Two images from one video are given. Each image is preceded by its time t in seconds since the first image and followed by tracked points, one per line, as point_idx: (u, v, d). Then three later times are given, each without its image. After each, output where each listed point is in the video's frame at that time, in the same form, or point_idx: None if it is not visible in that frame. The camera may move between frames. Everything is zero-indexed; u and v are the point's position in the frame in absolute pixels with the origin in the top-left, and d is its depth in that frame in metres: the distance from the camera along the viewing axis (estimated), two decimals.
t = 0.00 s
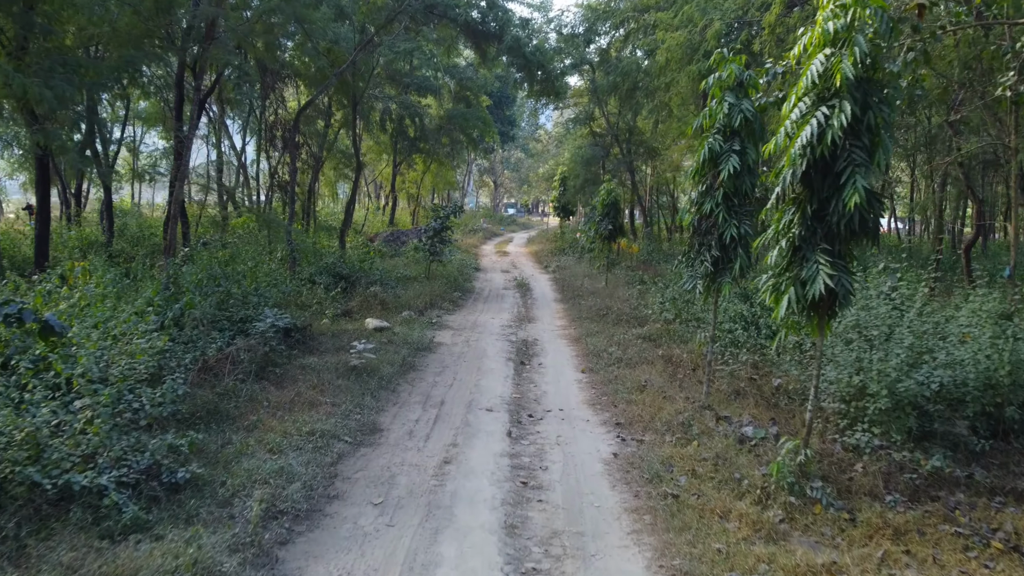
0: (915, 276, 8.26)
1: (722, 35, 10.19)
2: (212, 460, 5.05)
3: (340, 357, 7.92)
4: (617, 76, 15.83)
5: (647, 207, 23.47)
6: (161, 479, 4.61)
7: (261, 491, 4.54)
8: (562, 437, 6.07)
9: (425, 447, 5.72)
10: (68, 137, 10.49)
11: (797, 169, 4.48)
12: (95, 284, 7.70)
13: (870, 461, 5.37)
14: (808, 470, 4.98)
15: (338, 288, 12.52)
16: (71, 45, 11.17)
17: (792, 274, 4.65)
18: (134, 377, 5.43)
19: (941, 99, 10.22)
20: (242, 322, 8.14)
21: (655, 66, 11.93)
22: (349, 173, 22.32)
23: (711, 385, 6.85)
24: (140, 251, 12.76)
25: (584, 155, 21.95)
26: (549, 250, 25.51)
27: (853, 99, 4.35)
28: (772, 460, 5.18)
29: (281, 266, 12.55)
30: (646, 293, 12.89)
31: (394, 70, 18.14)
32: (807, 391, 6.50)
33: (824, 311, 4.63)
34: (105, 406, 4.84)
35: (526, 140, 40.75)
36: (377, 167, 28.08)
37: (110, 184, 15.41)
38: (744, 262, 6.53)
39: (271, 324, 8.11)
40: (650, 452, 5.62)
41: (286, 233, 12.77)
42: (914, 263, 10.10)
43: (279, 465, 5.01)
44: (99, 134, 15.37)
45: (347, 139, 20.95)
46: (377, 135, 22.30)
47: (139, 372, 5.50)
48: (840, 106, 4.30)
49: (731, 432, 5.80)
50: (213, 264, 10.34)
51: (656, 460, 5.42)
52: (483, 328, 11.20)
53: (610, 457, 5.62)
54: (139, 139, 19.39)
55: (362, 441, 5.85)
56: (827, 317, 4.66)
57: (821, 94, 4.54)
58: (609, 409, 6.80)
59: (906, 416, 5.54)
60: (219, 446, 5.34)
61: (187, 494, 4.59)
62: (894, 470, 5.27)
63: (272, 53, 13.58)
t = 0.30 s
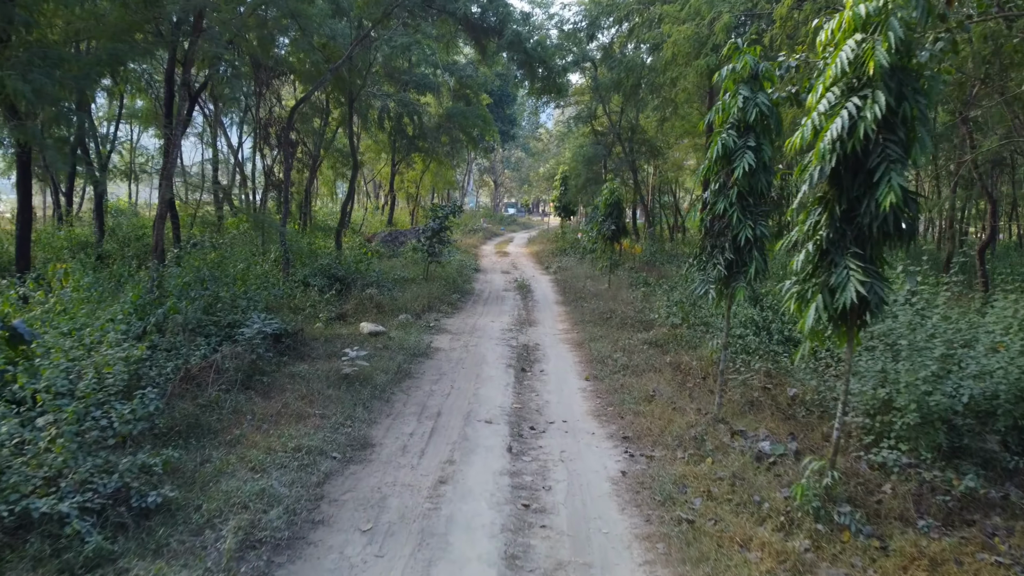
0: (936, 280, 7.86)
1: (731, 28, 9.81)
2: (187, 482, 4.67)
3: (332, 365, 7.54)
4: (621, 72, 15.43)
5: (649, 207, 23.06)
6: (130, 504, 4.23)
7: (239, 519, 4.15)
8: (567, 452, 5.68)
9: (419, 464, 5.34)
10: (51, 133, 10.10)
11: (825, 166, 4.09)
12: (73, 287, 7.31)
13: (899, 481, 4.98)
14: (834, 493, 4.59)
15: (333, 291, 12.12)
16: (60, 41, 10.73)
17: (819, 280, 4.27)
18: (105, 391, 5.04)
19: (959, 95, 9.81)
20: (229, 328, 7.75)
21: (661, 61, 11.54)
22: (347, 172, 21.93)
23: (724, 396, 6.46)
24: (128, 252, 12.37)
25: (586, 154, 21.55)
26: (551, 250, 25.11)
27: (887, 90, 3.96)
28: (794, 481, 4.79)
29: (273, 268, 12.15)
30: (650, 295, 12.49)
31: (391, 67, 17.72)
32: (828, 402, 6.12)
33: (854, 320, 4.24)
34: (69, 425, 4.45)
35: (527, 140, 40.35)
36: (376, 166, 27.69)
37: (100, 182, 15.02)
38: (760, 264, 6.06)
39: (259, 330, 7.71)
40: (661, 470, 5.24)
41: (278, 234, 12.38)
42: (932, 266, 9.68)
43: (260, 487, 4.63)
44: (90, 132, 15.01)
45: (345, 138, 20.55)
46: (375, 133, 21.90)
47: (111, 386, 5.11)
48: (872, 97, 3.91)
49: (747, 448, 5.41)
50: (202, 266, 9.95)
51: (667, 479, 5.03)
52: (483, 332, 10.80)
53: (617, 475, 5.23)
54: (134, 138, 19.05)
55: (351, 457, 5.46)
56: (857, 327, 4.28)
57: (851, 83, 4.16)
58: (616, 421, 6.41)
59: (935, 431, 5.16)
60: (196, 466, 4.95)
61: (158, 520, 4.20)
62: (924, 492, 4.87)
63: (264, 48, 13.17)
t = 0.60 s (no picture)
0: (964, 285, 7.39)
1: (742, 20, 9.37)
2: (155, 514, 4.22)
3: (321, 375, 7.10)
4: (625, 68, 14.96)
5: (653, 207, 22.60)
6: (88, 539, 3.78)
7: (208, 557, 3.71)
8: (573, 473, 5.23)
9: (412, 488, 4.89)
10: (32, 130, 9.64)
11: (866, 163, 3.64)
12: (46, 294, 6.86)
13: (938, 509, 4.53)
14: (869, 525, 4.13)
15: (327, 294, 11.67)
16: (44, 36, 10.25)
17: (858, 289, 3.83)
18: (65, 411, 4.59)
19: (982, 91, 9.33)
20: (212, 336, 7.30)
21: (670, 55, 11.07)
22: (344, 171, 21.48)
23: (739, 412, 6.02)
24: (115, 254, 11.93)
25: (588, 153, 21.10)
26: (552, 250, 24.65)
27: (937, 75, 3.51)
28: (825, 510, 4.34)
29: (264, 271, 11.71)
30: (656, 298, 12.02)
31: (389, 63, 17.28)
32: (853, 418, 5.75)
33: (896, 335, 3.80)
34: (20, 450, 4.00)
35: (528, 139, 39.92)
36: (374, 166, 27.25)
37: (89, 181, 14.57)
38: (781, 270, 5.60)
39: (243, 337, 7.26)
40: (676, 496, 4.79)
41: (270, 234, 11.94)
42: (953, 270, 9.22)
43: (236, 517, 4.18)
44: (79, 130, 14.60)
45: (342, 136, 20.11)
46: (373, 131, 21.46)
47: (72, 405, 4.66)
48: (921, 84, 3.47)
49: (770, 472, 4.96)
50: (188, 269, 9.50)
51: (684, 507, 4.58)
52: (483, 337, 10.35)
53: (629, 501, 4.78)
54: (127, 137, 18.64)
55: (338, 480, 5.01)
56: (899, 341, 3.84)
57: (894, 70, 3.73)
58: (625, 437, 5.96)
59: (975, 452, 4.68)
60: (166, 493, 4.50)
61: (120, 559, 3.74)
62: (967, 521, 4.40)
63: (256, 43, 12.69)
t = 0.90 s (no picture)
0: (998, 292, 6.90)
1: (756, 8, 8.85)
2: (112, 554, 3.73)
3: (309, 387, 6.62)
4: (630, 63, 14.48)
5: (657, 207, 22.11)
6: None
7: None
8: (581, 500, 4.75)
9: (403, 519, 4.42)
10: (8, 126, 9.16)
11: (922, 157, 3.16)
12: (14, 302, 6.38)
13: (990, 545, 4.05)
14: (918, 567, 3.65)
15: (320, 298, 11.20)
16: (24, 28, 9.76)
17: (910, 301, 3.35)
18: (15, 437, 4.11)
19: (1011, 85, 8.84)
20: (194, 346, 6.83)
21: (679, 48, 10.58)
22: (340, 170, 20.99)
23: (761, 431, 5.55)
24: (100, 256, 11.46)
25: (591, 152, 20.61)
26: (554, 251, 24.17)
27: (1006, 56, 3.03)
28: (866, 549, 3.87)
29: (255, 274, 11.23)
30: (664, 302, 11.54)
31: (386, 59, 16.76)
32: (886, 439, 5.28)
33: (954, 353, 3.33)
34: None
35: (528, 139, 39.42)
36: (372, 165, 26.76)
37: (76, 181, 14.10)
38: (808, 276, 5.13)
39: (227, 345, 6.79)
40: (697, 528, 4.31)
41: (261, 236, 11.45)
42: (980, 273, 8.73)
43: (204, 557, 3.70)
44: (66, 128, 14.13)
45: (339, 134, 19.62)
46: (371, 130, 20.98)
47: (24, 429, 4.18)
48: (989, 66, 2.99)
49: (800, 501, 4.49)
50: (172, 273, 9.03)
51: (707, 543, 4.11)
52: (483, 344, 9.88)
53: (644, 534, 4.30)
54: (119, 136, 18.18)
55: (322, 510, 4.53)
56: (957, 361, 3.37)
57: (954, 52, 3.25)
58: (637, 458, 5.48)
59: None
60: (129, 528, 4.03)
61: None
62: None
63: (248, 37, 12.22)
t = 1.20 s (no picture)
0: None
1: None
2: None
3: (291, 404, 6.06)
4: (636, 57, 13.88)
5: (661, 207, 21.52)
6: None
7: None
8: (593, 540, 4.19)
9: (390, 566, 3.86)
10: None
11: (1014, 148, 2.59)
12: None
13: None
14: None
15: (310, 303, 10.62)
16: None
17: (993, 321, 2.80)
18: None
19: None
20: (168, 360, 6.25)
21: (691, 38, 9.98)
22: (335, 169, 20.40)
23: (792, 457, 4.97)
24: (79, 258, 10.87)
25: (594, 150, 20.02)
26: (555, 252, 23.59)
27: None
28: None
29: (242, 278, 10.65)
30: (672, 307, 10.97)
31: (382, 54, 16.17)
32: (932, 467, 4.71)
33: None
34: None
35: (529, 137, 38.82)
36: (369, 164, 26.16)
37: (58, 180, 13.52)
38: (847, 284, 4.58)
39: (205, 359, 6.21)
40: None
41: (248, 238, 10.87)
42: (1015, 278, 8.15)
43: None
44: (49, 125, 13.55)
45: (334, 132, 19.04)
46: (367, 127, 20.39)
47: None
48: None
49: (844, 544, 3.92)
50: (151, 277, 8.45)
51: None
52: (481, 352, 9.30)
53: None
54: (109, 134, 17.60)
55: (297, 554, 3.96)
56: None
57: None
58: (654, 487, 4.92)
59: None
60: None
61: None
62: None
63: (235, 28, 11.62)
